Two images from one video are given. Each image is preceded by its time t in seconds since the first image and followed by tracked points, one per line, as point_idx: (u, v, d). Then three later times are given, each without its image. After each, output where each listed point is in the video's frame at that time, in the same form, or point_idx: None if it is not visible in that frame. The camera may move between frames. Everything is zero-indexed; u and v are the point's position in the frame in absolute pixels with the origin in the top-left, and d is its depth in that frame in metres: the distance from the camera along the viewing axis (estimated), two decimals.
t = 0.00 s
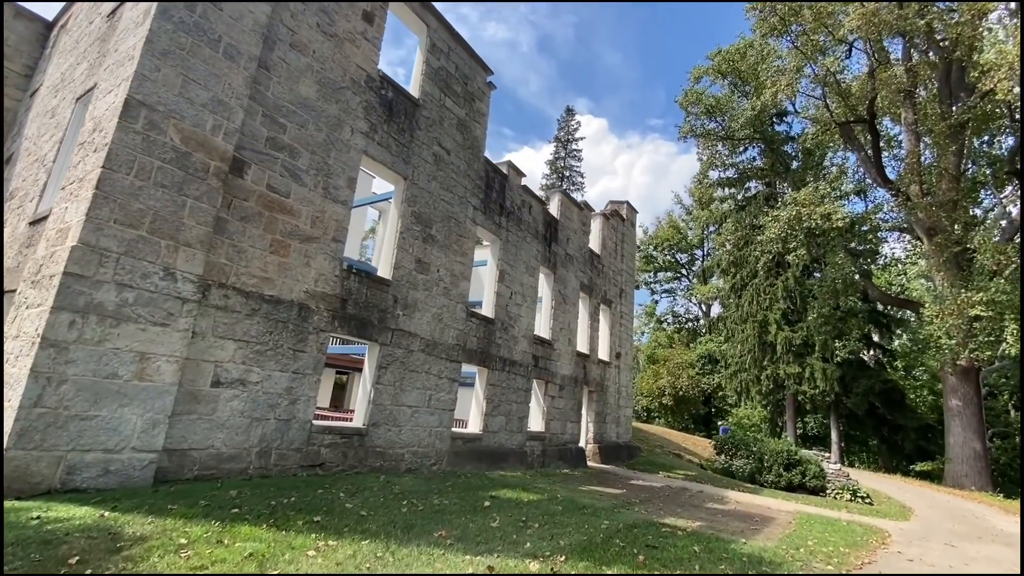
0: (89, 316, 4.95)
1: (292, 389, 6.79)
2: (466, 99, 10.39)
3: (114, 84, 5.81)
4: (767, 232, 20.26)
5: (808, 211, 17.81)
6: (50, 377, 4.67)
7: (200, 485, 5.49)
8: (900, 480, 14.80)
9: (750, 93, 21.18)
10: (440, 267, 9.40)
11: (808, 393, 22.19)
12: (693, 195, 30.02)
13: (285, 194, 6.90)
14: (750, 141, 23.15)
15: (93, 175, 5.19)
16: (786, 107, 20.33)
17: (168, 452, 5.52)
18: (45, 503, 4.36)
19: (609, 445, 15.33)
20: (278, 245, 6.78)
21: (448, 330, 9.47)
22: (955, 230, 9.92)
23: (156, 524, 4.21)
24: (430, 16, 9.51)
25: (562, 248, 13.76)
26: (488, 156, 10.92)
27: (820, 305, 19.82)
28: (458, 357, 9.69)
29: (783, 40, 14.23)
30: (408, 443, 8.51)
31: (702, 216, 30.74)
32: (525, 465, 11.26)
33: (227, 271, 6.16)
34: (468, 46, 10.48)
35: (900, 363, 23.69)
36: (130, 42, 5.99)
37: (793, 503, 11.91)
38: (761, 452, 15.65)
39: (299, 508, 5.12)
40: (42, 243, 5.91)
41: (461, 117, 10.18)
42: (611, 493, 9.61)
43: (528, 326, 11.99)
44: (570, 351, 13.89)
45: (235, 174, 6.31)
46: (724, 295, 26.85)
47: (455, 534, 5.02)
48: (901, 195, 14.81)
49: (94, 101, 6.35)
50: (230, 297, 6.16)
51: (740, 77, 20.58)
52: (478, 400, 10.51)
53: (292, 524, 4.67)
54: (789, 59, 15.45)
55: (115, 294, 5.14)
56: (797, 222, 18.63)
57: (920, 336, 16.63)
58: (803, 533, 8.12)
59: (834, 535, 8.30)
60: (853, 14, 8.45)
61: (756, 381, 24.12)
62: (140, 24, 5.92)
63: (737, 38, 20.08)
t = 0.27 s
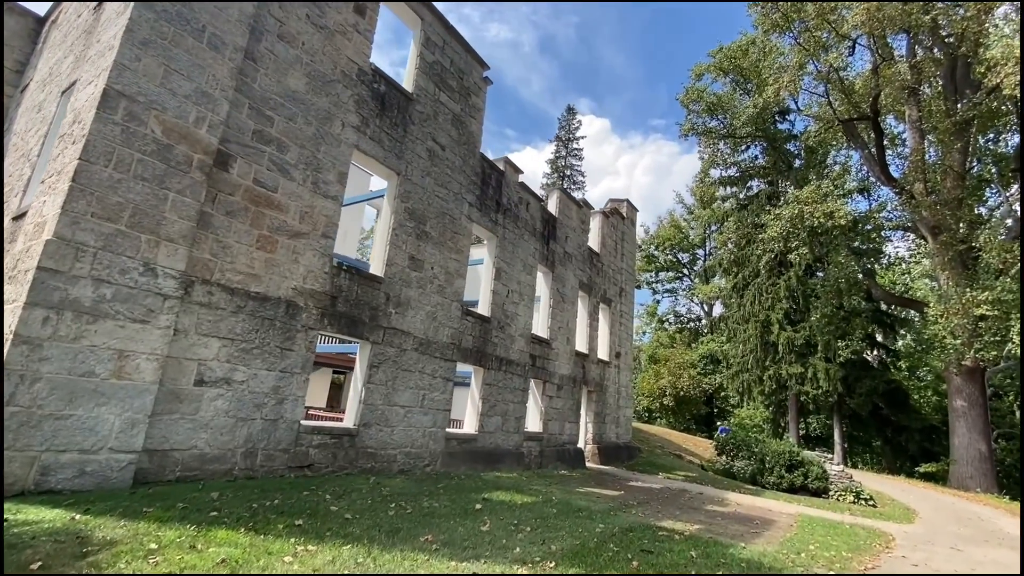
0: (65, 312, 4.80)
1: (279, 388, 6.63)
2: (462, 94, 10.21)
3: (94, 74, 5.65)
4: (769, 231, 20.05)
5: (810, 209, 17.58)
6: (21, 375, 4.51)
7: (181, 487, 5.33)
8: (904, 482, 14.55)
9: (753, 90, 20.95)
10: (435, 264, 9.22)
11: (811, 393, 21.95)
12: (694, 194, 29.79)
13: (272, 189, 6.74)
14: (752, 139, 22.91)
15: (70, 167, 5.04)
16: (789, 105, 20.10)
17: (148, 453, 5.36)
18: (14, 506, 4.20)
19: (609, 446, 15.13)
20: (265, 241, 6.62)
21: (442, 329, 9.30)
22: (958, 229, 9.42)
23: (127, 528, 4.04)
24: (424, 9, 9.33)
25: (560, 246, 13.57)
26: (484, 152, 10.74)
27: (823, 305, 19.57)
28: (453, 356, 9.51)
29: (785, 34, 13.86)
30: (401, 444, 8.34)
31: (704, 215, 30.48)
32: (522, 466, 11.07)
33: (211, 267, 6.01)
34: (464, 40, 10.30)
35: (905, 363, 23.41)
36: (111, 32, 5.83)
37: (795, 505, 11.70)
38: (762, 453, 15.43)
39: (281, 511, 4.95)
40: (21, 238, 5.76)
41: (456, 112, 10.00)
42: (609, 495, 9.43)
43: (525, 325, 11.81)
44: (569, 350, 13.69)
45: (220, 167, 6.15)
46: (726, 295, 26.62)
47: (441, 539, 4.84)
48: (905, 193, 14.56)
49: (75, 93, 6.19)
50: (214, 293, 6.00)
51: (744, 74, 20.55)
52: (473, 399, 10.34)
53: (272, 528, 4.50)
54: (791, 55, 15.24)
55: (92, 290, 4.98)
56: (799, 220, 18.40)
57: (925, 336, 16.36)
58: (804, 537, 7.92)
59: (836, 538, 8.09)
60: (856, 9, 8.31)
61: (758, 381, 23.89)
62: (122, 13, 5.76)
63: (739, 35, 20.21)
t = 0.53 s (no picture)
0: (39, 307, 4.65)
1: (266, 386, 6.48)
2: (457, 87, 10.03)
3: (73, 64, 5.50)
4: (770, 228, 19.83)
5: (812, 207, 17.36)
6: None
7: (161, 487, 5.19)
8: (908, 481, 14.33)
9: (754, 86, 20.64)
10: (429, 260, 9.06)
11: (813, 392, 21.74)
12: (696, 192, 29.54)
13: (259, 182, 6.59)
14: (755, 136, 22.67)
15: (45, 157, 4.90)
16: (791, 102, 19.87)
17: (127, 452, 5.21)
18: None
19: (608, 445, 14.96)
20: (251, 235, 6.47)
21: (437, 326, 9.13)
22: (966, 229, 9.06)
23: (95, 530, 3.88)
24: None
25: (558, 243, 13.39)
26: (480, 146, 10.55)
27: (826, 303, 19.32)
28: (447, 354, 9.35)
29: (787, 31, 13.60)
30: (393, 442, 8.19)
31: (705, 213, 30.24)
32: (518, 466, 10.92)
33: (194, 261, 5.86)
34: (458, 33, 10.11)
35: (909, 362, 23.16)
36: (90, 19, 5.68)
37: (797, 505, 11.50)
38: (763, 452, 15.24)
39: (262, 512, 4.80)
40: None
41: (450, 106, 9.82)
42: (605, 495, 9.26)
43: (522, 323, 11.64)
44: (567, 348, 13.52)
45: (203, 159, 5.99)
46: (728, 293, 26.40)
47: (426, 541, 4.69)
48: (908, 189, 14.33)
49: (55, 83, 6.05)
50: (197, 288, 5.86)
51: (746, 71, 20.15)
52: (469, 398, 10.19)
53: (250, 529, 4.34)
54: (793, 51, 14.98)
55: (68, 284, 4.83)
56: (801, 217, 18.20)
57: (928, 335, 16.10)
58: (805, 538, 7.75)
59: (838, 540, 7.90)
60: None
61: (760, 380, 23.68)
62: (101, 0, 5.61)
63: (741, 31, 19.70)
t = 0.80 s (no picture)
0: (10, 300, 4.51)
1: (251, 382, 6.34)
2: (451, 79, 9.87)
3: (48, 51, 5.35)
4: (772, 225, 19.61)
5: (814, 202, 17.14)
6: None
7: (139, 486, 5.05)
8: (910, 480, 14.13)
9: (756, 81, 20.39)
10: (421, 255, 8.91)
11: (815, 390, 21.52)
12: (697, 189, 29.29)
13: (244, 174, 6.45)
14: (757, 132, 22.43)
15: (16, 146, 4.75)
16: (793, 97, 19.64)
17: (104, 449, 5.08)
18: None
19: (606, 443, 14.80)
20: (236, 228, 6.33)
21: (429, 322, 8.98)
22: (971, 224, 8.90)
23: (61, 530, 3.74)
24: None
25: (555, 239, 13.23)
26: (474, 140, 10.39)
27: (828, 300, 19.10)
28: (440, 350, 9.20)
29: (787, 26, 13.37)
30: (384, 440, 8.05)
31: (707, 210, 30.00)
32: (514, 464, 10.77)
33: (176, 254, 5.73)
34: (452, 25, 9.95)
35: (912, 360, 22.93)
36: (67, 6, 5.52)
37: (797, 504, 11.31)
38: (764, 451, 15.06)
39: (241, 511, 4.66)
40: None
41: (444, 99, 9.66)
42: (601, 494, 9.10)
43: (518, 320, 11.48)
44: (565, 345, 13.36)
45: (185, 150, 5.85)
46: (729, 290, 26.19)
47: (409, 541, 4.55)
48: (911, 185, 14.11)
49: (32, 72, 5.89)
50: (179, 282, 5.72)
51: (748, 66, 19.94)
52: (463, 395, 10.04)
53: (226, 529, 4.20)
54: (796, 46, 14.73)
55: (40, 277, 4.69)
56: (804, 213, 17.96)
57: (932, 333, 15.85)
58: (804, 538, 7.59)
59: (838, 540, 7.72)
60: None
61: (762, 378, 23.47)
62: None
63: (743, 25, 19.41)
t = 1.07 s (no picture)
0: None
1: (237, 378, 6.22)
2: (445, 72, 9.71)
3: (24, 39, 5.20)
4: (774, 220, 19.37)
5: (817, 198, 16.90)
6: None
7: (117, 484, 4.92)
8: (914, 479, 13.92)
9: (758, 76, 20.11)
10: (414, 251, 8.77)
11: (818, 388, 21.30)
12: (700, 185, 29.03)
13: (229, 166, 6.31)
14: (760, 127, 22.18)
15: None
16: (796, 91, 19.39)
17: (82, 447, 4.96)
18: None
19: (605, 441, 14.64)
20: (221, 222, 6.19)
21: (422, 318, 8.84)
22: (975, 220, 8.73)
23: (28, 531, 3.61)
24: None
25: (553, 235, 13.07)
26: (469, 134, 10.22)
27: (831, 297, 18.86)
28: (434, 347, 9.06)
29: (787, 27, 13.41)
30: (376, 438, 7.92)
31: (709, 207, 29.76)
32: (510, 462, 10.63)
33: (158, 248, 5.61)
34: (446, 16, 9.78)
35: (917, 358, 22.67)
36: None
37: (798, 503, 11.14)
38: (765, 449, 14.88)
39: (219, 511, 4.54)
40: None
41: (438, 91, 9.50)
42: (597, 493, 8.94)
43: (514, 316, 11.33)
44: (563, 342, 13.21)
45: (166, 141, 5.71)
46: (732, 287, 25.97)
47: (391, 542, 4.41)
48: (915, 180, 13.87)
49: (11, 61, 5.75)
50: (160, 276, 5.59)
51: (750, 60, 19.70)
52: (458, 392, 9.90)
53: (201, 529, 4.07)
54: (798, 40, 14.57)
55: (13, 270, 4.56)
56: (807, 209, 17.71)
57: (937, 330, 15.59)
58: (803, 538, 7.43)
59: (838, 540, 7.55)
60: None
61: (765, 376, 23.27)
62: None
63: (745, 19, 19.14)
